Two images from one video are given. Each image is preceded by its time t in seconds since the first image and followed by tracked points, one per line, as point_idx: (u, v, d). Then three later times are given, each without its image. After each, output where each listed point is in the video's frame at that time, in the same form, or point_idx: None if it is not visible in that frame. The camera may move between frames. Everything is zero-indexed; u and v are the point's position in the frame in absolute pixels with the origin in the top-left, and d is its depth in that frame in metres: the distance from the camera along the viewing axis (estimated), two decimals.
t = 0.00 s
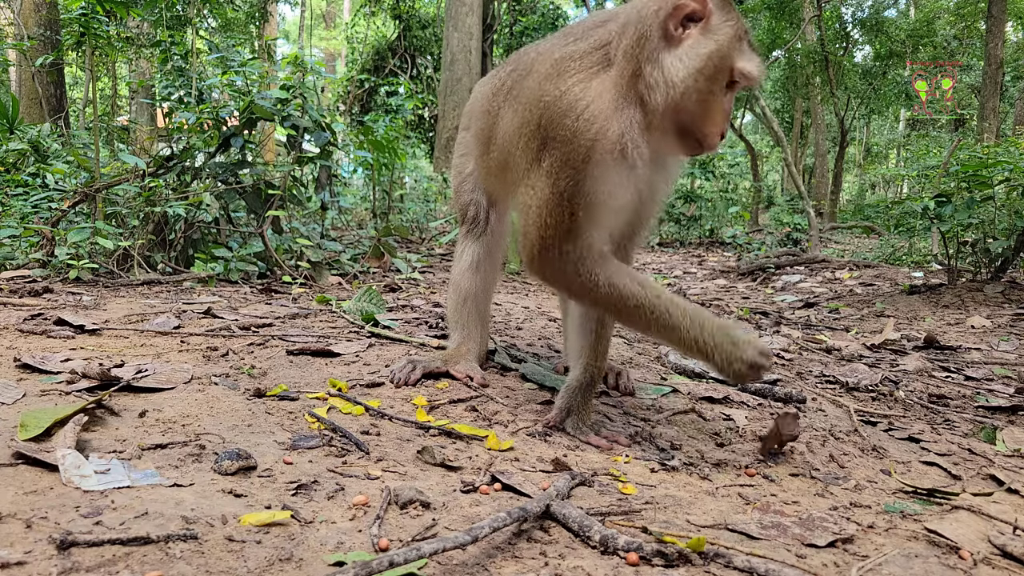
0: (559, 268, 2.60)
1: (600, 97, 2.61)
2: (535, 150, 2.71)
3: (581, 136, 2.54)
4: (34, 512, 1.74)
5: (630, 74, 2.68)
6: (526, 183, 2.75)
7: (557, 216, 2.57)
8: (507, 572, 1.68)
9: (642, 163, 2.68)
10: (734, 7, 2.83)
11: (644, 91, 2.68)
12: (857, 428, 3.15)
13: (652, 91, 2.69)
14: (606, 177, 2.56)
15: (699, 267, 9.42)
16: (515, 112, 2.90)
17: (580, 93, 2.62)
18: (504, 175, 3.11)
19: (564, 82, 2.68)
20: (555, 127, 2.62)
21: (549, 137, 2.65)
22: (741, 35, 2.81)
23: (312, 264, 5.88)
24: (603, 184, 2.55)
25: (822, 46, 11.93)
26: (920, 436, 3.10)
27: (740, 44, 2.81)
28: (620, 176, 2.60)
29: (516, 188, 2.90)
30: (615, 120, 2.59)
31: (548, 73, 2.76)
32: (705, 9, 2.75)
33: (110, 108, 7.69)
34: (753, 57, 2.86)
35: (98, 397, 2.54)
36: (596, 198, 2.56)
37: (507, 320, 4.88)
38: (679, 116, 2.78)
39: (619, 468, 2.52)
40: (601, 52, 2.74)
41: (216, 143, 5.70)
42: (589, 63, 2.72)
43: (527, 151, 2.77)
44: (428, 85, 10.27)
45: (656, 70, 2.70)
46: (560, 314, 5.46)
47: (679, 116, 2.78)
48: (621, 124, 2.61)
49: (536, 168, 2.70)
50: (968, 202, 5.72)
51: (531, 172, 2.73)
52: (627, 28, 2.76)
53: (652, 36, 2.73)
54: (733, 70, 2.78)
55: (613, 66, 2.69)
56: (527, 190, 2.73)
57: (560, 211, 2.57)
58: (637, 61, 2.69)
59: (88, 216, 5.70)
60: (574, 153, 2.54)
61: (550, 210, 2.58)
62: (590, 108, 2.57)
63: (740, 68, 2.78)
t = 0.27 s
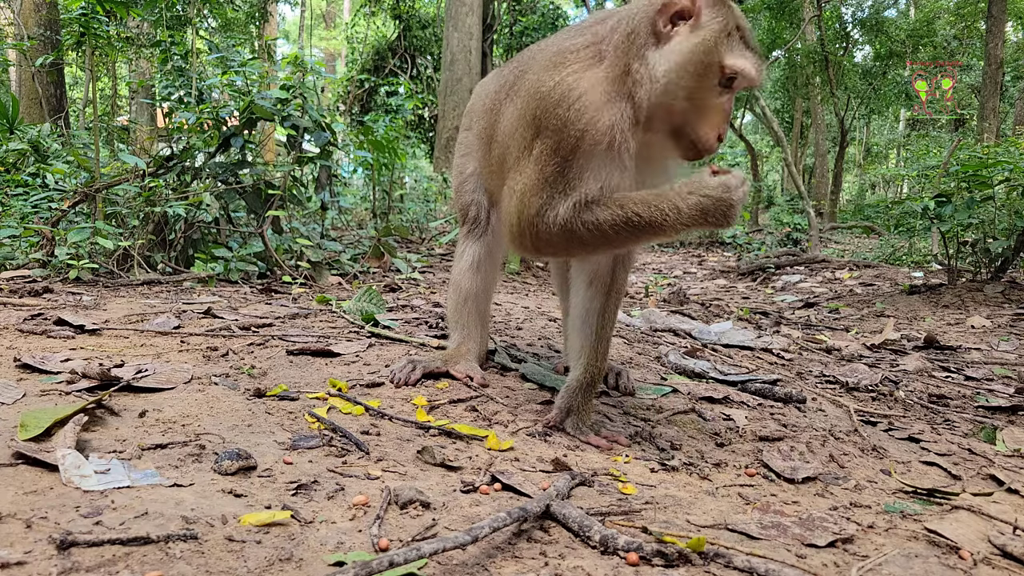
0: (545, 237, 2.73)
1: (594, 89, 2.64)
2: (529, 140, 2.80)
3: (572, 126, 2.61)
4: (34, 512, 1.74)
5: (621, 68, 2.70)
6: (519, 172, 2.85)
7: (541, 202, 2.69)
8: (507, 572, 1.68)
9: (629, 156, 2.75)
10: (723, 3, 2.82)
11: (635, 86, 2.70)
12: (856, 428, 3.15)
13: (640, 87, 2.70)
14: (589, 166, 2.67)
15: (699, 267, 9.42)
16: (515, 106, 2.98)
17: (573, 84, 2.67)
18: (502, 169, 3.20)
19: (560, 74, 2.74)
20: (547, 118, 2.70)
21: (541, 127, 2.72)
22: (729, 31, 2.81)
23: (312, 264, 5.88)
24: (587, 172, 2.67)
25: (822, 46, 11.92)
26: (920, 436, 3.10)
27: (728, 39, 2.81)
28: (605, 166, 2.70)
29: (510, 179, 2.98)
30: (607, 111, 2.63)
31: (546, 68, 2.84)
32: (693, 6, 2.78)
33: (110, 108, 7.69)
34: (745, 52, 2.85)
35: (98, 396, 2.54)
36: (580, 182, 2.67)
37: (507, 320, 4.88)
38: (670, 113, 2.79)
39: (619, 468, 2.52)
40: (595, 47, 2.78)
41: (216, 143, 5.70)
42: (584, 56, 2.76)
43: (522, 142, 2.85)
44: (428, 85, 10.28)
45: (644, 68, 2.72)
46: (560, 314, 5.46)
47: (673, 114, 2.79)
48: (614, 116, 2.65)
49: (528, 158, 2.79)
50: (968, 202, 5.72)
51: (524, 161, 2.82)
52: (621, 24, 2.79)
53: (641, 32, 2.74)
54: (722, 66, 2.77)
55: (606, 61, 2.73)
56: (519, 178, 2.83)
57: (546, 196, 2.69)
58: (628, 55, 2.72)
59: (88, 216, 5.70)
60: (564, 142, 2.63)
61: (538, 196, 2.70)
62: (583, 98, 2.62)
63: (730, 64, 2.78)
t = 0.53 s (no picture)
0: (537, 233, 2.72)
1: (589, 92, 2.70)
2: (524, 138, 2.83)
3: (568, 124, 2.64)
4: (34, 512, 1.74)
5: (616, 75, 2.73)
6: (513, 168, 2.89)
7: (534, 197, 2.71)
8: (507, 572, 1.68)
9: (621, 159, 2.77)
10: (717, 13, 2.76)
11: (629, 94, 2.73)
12: (857, 428, 3.15)
13: (634, 97, 2.73)
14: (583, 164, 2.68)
15: (699, 268, 9.42)
16: (511, 104, 3.03)
17: (568, 84, 2.71)
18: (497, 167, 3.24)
19: (556, 75, 2.78)
20: (542, 116, 2.73)
21: (536, 125, 2.76)
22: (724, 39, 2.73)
23: (312, 264, 5.88)
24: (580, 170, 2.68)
25: (822, 46, 11.92)
26: (920, 436, 3.10)
27: (722, 48, 2.73)
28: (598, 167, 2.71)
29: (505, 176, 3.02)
30: (602, 113, 2.67)
31: (543, 68, 2.88)
32: (683, 17, 2.74)
33: (110, 108, 7.70)
34: (744, 61, 2.74)
35: (98, 397, 2.54)
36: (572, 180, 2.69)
37: (507, 320, 4.88)
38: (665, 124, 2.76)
39: (619, 468, 2.52)
40: (591, 52, 2.83)
41: (216, 143, 5.70)
42: (579, 60, 2.82)
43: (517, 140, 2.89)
44: (428, 85, 10.28)
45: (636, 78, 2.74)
46: (560, 314, 5.47)
47: (668, 125, 2.77)
48: (608, 119, 2.69)
49: (523, 155, 2.82)
50: (968, 202, 5.72)
51: (518, 159, 2.86)
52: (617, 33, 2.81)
53: (633, 45, 2.76)
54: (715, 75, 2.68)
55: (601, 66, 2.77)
56: (513, 173, 2.87)
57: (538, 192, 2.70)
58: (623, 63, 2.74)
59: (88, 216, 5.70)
60: (559, 139, 2.65)
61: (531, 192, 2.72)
62: (578, 99, 2.67)
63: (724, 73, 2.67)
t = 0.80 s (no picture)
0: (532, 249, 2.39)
1: (592, 102, 2.54)
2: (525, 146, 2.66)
3: (568, 136, 2.47)
4: (34, 512, 1.74)
5: (619, 85, 2.63)
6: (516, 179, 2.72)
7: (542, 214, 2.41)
8: (507, 572, 1.68)
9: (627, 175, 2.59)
10: (731, 42, 2.70)
11: (629, 107, 2.62)
12: (857, 428, 3.15)
13: (635, 111, 2.62)
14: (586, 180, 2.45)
15: (699, 268, 9.42)
16: (513, 110, 2.89)
17: (571, 92, 2.56)
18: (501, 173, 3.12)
19: (559, 82, 2.63)
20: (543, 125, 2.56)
21: (538, 133, 2.59)
22: (733, 68, 2.67)
23: (312, 264, 5.88)
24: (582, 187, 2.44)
25: (822, 46, 11.92)
26: (921, 436, 3.10)
27: (729, 81, 2.66)
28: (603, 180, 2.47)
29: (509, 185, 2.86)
30: (604, 124, 2.51)
31: (545, 72, 2.73)
32: (698, 42, 2.68)
33: (110, 108, 7.70)
34: (745, 98, 2.68)
35: (98, 397, 2.54)
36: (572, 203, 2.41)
37: (507, 320, 4.88)
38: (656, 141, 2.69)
39: (619, 468, 2.52)
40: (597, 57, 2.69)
41: (216, 143, 5.70)
42: (585, 65, 2.66)
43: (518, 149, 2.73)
44: (428, 85, 10.28)
45: (639, 91, 2.64)
46: (560, 314, 5.46)
47: (658, 144, 2.71)
48: (609, 131, 2.52)
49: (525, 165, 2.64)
50: (968, 202, 5.72)
51: (521, 168, 2.69)
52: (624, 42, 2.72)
53: (641, 58, 2.68)
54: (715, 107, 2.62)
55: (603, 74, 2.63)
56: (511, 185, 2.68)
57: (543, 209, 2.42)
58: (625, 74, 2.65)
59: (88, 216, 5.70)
60: (559, 151, 2.46)
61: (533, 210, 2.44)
62: (581, 109, 2.51)
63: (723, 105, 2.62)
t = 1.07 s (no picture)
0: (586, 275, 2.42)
1: (600, 121, 2.53)
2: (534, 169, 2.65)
3: (581, 157, 2.43)
4: (34, 512, 1.74)
5: (624, 97, 2.62)
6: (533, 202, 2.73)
7: (582, 238, 2.41)
8: (507, 572, 1.68)
9: (640, 188, 2.63)
10: (733, 51, 2.71)
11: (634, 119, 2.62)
12: (857, 428, 3.15)
13: (640, 123, 2.62)
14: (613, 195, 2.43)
15: (699, 267, 9.42)
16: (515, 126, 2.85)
17: (576, 114, 2.54)
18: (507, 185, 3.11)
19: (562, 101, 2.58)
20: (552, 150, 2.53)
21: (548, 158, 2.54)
22: (735, 77, 2.69)
23: (311, 264, 5.88)
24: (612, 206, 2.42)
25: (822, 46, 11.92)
26: (921, 436, 3.10)
27: (731, 90, 2.68)
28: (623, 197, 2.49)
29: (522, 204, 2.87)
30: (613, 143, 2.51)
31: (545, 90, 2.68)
32: (699, 51, 2.67)
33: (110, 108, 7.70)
34: (746, 106, 2.72)
35: (98, 397, 2.54)
36: (611, 222, 2.40)
37: (507, 320, 4.88)
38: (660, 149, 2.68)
39: (619, 468, 2.52)
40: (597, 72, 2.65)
41: (216, 143, 5.70)
42: (586, 83, 2.63)
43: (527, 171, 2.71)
44: (428, 85, 10.28)
45: (643, 102, 2.63)
46: (560, 314, 5.46)
47: (662, 153, 2.70)
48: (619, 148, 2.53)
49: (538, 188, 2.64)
50: (968, 202, 5.72)
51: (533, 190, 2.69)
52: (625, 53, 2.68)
53: (644, 68, 2.64)
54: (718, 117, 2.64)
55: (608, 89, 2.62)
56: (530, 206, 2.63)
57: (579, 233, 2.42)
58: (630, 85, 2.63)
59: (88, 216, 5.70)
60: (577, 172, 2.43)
61: (567, 235, 2.45)
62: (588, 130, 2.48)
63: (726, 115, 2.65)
